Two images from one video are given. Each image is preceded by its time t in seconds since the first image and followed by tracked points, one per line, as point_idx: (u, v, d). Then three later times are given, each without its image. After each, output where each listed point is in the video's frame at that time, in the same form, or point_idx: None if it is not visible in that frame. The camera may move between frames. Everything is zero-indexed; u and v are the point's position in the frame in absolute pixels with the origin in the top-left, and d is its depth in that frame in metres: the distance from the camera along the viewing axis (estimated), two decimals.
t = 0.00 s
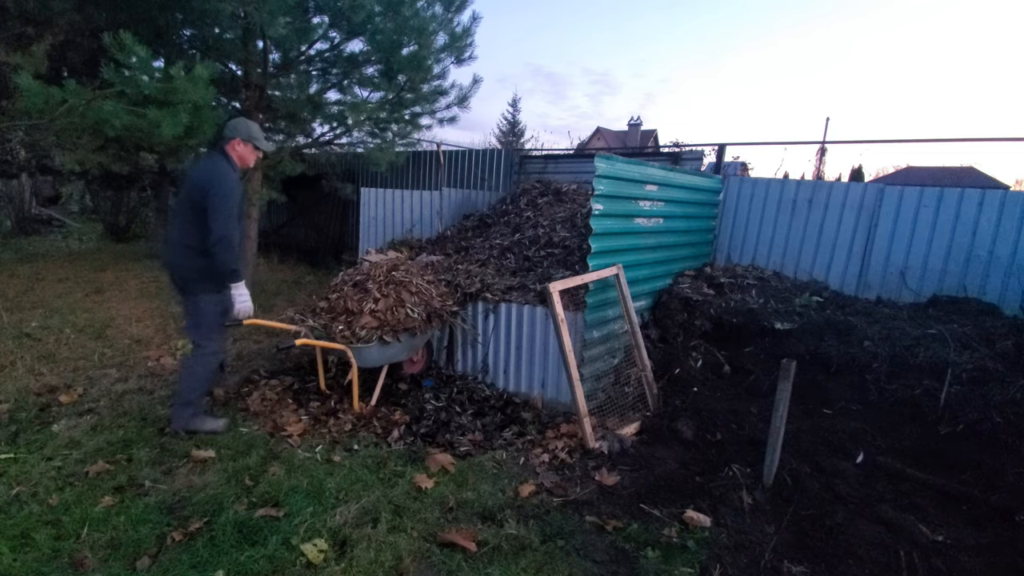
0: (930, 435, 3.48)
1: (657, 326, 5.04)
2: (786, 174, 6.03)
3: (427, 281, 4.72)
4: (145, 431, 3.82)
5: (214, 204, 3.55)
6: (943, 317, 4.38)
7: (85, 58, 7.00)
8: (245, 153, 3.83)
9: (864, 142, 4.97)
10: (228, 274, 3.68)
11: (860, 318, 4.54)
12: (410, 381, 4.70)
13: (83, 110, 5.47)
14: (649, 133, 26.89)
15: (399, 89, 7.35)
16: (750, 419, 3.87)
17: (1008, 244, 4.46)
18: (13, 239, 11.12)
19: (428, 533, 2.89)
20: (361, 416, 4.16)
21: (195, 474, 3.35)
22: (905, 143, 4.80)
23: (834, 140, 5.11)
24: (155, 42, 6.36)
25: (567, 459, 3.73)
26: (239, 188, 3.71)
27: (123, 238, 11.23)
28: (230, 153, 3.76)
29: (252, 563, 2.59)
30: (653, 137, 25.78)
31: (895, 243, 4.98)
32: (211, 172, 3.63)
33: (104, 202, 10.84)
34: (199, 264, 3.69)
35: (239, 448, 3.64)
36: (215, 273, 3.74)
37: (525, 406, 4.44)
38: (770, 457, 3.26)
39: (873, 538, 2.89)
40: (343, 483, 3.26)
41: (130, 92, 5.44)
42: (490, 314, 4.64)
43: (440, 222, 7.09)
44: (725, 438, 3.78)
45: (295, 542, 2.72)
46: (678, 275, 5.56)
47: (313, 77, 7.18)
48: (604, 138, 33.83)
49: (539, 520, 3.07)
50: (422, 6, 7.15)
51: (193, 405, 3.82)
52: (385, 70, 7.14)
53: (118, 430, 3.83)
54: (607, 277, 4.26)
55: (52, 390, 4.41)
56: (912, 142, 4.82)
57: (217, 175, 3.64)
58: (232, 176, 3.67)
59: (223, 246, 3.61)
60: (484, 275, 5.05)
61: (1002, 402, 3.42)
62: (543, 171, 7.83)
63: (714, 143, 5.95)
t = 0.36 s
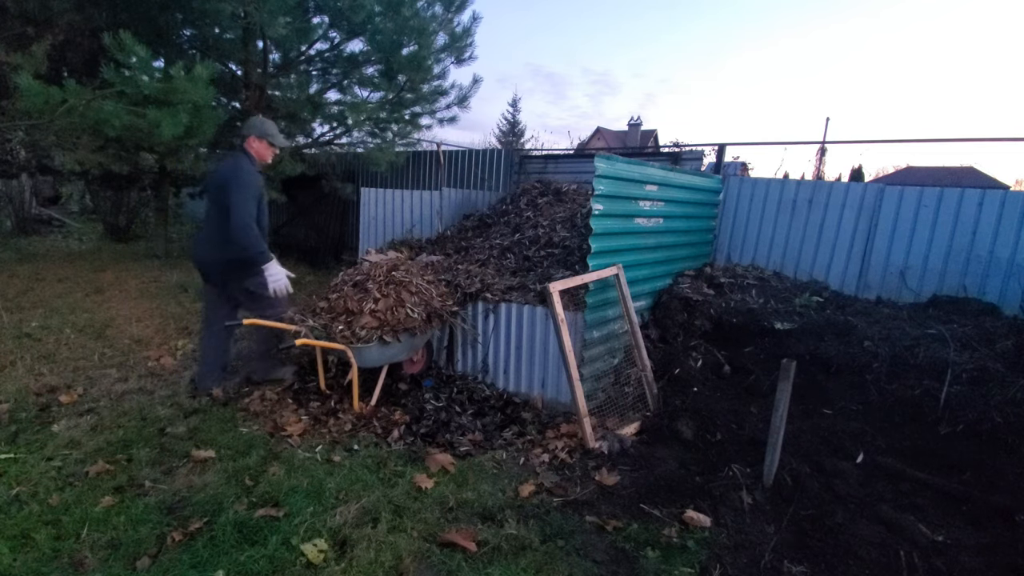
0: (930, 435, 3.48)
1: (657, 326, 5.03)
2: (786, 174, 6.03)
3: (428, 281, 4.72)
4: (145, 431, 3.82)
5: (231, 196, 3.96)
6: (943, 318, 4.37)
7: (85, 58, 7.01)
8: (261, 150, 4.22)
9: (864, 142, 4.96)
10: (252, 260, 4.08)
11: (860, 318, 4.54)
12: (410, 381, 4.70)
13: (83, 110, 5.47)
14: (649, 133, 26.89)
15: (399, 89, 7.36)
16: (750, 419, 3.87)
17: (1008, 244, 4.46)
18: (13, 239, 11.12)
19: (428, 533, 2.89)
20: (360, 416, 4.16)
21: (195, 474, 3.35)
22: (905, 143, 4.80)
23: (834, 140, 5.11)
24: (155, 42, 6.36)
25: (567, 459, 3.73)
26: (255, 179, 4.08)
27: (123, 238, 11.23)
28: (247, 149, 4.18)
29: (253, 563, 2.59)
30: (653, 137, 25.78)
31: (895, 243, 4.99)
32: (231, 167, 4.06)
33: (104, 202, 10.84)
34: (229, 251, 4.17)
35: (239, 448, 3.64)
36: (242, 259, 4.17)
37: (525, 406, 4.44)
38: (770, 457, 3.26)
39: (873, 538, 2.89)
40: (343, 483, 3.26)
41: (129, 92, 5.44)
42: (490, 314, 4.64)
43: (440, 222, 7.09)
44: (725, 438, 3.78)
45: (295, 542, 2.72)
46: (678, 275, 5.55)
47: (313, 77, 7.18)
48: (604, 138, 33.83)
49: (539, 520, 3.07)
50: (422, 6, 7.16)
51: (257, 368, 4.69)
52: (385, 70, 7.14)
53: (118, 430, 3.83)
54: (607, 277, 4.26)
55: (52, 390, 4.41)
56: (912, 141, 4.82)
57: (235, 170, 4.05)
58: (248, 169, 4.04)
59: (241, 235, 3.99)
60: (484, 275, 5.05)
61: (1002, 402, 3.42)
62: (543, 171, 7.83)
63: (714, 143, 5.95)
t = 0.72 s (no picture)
0: (930, 435, 3.48)
1: (657, 326, 5.03)
2: (786, 174, 6.03)
3: (428, 281, 4.72)
4: (145, 431, 3.82)
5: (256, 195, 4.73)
6: (943, 318, 4.38)
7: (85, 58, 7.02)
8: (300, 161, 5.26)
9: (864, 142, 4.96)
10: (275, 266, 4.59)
11: (860, 318, 4.54)
12: (410, 381, 4.70)
13: (83, 110, 5.47)
14: (649, 133, 26.88)
15: (399, 89, 7.36)
16: (750, 419, 3.87)
17: (1008, 244, 4.46)
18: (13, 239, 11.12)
19: (428, 533, 2.89)
20: (360, 416, 4.16)
21: (195, 474, 3.35)
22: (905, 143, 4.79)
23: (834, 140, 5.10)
24: (155, 42, 6.37)
25: (567, 459, 3.73)
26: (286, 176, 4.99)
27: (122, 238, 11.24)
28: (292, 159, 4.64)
29: (253, 563, 2.59)
30: (653, 137, 25.79)
31: (895, 243, 4.99)
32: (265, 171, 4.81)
33: (104, 202, 10.84)
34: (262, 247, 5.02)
35: (239, 448, 3.64)
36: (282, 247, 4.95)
37: (525, 406, 4.45)
38: (770, 457, 3.26)
39: (873, 538, 2.89)
40: (343, 483, 3.26)
41: (129, 92, 5.45)
42: (490, 314, 4.64)
43: (441, 222, 7.08)
44: (725, 438, 3.78)
45: (295, 542, 2.72)
46: (678, 275, 5.55)
47: (313, 77, 7.18)
48: (604, 138, 33.85)
49: (539, 520, 3.07)
50: (422, 6, 7.16)
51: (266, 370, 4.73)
52: (385, 70, 7.14)
53: (118, 429, 3.83)
54: (607, 277, 4.26)
55: (52, 389, 4.41)
56: (912, 141, 4.82)
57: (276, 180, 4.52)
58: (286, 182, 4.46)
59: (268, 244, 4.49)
60: (484, 275, 5.04)
61: (1002, 402, 3.42)
62: (543, 171, 7.83)
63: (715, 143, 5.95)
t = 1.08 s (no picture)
0: (930, 435, 3.48)
1: (657, 326, 5.03)
2: (786, 174, 6.03)
3: (428, 280, 4.72)
4: (145, 431, 3.82)
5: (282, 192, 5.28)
6: (943, 318, 4.37)
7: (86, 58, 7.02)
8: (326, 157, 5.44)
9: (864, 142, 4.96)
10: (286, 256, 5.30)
11: (860, 318, 4.54)
12: (410, 381, 4.70)
13: (83, 110, 5.47)
14: (649, 133, 26.87)
15: (399, 89, 7.38)
16: (750, 419, 3.87)
17: (1008, 244, 4.46)
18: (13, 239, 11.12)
19: (428, 533, 2.89)
20: (360, 416, 4.15)
21: (195, 474, 3.35)
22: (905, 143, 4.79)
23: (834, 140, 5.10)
24: (155, 42, 6.38)
25: (567, 459, 3.73)
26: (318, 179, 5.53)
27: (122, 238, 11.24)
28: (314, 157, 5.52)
29: (253, 563, 2.59)
30: (653, 137, 25.80)
31: (894, 243, 4.99)
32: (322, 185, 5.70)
33: (104, 202, 10.85)
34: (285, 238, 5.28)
35: (239, 448, 3.64)
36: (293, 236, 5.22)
37: (525, 406, 4.45)
38: (770, 457, 3.26)
39: (873, 538, 2.89)
40: (343, 483, 3.26)
41: (129, 92, 5.45)
42: (490, 314, 4.64)
43: (441, 222, 7.09)
44: (725, 438, 3.78)
45: (295, 542, 2.72)
46: (678, 275, 5.55)
47: (313, 77, 7.17)
48: (604, 138, 33.85)
49: (539, 520, 3.07)
50: (422, 6, 7.16)
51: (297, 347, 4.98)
52: (385, 70, 7.13)
53: (118, 430, 3.82)
54: (607, 277, 4.26)
55: (52, 390, 4.41)
56: (913, 141, 4.82)
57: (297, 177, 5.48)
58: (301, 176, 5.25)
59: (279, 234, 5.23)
60: (484, 276, 5.04)
61: (1002, 402, 3.41)
62: (543, 171, 7.84)
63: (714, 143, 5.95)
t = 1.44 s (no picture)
0: (930, 435, 3.48)
1: (656, 326, 5.03)
2: (786, 174, 6.03)
3: (428, 280, 4.72)
4: (145, 431, 3.82)
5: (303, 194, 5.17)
6: (943, 318, 4.37)
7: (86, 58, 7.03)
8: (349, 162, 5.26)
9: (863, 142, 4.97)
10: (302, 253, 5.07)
11: (860, 318, 4.54)
12: (410, 381, 4.70)
13: (83, 110, 5.47)
14: (649, 133, 26.87)
15: (399, 89, 7.38)
16: (750, 419, 3.88)
17: (1008, 245, 4.46)
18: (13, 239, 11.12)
19: (428, 533, 2.89)
20: (360, 416, 4.15)
21: (195, 474, 3.35)
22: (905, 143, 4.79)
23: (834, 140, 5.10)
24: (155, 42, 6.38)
25: (567, 458, 3.73)
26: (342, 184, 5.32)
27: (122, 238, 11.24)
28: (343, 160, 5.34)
29: (253, 563, 2.59)
30: (653, 137, 25.81)
31: (894, 243, 4.99)
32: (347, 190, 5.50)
33: (104, 202, 10.85)
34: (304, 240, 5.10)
35: (239, 448, 3.64)
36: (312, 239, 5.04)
37: (525, 406, 4.45)
38: (770, 457, 3.26)
39: (873, 538, 2.89)
40: (343, 483, 3.26)
41: (129, 92, 5.45)
42: (490, 314, 4.64)
43: (441, 222, 7.09)
44: (725, 438, 3.78)
45: (295, 542, 2.72)
46: (678, 275, 5.56)
47: (313, 77, 7.18)
48: (604, 138, 33.85)
49: (539, 520, 3.07)
50: (422, 6, 7.16)
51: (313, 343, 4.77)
52: (385, 70, 7.13)
53: (118, 429, 3.83)
54: (607, 277, 4.26)
55: (52, 389, 4.41)
56: (913, 141, 4.82)
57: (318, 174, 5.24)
58: (321, 174, 4.99)
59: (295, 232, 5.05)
60: (484, 275, 5.04)
61: (1002, 402, 3.41)
62: (543, 171, 7.84)
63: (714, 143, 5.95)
